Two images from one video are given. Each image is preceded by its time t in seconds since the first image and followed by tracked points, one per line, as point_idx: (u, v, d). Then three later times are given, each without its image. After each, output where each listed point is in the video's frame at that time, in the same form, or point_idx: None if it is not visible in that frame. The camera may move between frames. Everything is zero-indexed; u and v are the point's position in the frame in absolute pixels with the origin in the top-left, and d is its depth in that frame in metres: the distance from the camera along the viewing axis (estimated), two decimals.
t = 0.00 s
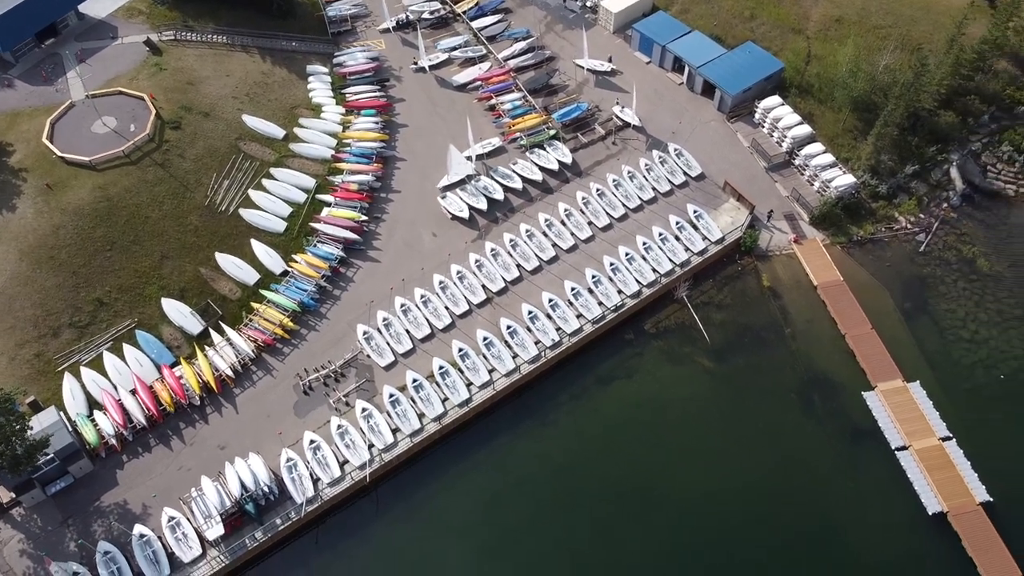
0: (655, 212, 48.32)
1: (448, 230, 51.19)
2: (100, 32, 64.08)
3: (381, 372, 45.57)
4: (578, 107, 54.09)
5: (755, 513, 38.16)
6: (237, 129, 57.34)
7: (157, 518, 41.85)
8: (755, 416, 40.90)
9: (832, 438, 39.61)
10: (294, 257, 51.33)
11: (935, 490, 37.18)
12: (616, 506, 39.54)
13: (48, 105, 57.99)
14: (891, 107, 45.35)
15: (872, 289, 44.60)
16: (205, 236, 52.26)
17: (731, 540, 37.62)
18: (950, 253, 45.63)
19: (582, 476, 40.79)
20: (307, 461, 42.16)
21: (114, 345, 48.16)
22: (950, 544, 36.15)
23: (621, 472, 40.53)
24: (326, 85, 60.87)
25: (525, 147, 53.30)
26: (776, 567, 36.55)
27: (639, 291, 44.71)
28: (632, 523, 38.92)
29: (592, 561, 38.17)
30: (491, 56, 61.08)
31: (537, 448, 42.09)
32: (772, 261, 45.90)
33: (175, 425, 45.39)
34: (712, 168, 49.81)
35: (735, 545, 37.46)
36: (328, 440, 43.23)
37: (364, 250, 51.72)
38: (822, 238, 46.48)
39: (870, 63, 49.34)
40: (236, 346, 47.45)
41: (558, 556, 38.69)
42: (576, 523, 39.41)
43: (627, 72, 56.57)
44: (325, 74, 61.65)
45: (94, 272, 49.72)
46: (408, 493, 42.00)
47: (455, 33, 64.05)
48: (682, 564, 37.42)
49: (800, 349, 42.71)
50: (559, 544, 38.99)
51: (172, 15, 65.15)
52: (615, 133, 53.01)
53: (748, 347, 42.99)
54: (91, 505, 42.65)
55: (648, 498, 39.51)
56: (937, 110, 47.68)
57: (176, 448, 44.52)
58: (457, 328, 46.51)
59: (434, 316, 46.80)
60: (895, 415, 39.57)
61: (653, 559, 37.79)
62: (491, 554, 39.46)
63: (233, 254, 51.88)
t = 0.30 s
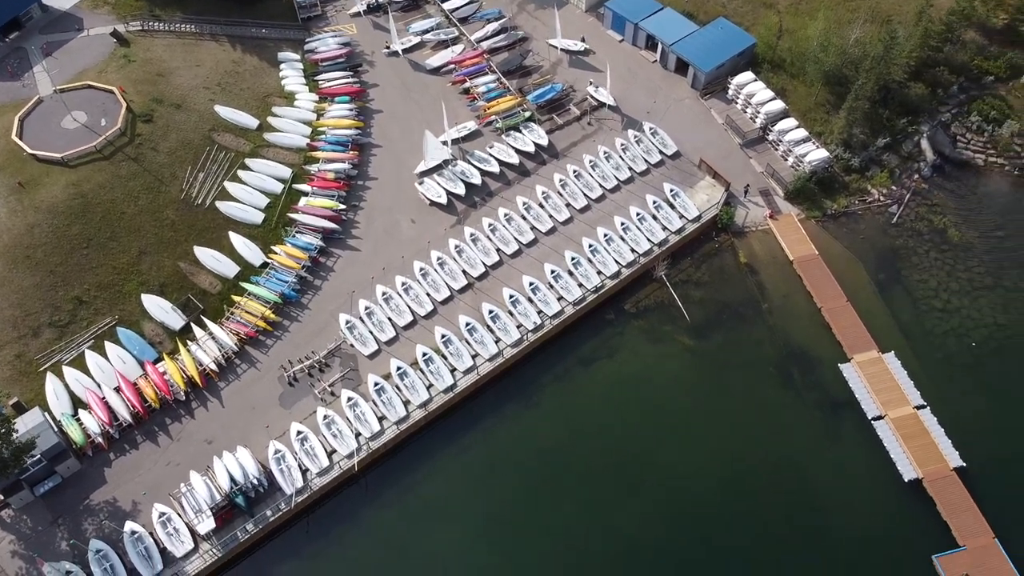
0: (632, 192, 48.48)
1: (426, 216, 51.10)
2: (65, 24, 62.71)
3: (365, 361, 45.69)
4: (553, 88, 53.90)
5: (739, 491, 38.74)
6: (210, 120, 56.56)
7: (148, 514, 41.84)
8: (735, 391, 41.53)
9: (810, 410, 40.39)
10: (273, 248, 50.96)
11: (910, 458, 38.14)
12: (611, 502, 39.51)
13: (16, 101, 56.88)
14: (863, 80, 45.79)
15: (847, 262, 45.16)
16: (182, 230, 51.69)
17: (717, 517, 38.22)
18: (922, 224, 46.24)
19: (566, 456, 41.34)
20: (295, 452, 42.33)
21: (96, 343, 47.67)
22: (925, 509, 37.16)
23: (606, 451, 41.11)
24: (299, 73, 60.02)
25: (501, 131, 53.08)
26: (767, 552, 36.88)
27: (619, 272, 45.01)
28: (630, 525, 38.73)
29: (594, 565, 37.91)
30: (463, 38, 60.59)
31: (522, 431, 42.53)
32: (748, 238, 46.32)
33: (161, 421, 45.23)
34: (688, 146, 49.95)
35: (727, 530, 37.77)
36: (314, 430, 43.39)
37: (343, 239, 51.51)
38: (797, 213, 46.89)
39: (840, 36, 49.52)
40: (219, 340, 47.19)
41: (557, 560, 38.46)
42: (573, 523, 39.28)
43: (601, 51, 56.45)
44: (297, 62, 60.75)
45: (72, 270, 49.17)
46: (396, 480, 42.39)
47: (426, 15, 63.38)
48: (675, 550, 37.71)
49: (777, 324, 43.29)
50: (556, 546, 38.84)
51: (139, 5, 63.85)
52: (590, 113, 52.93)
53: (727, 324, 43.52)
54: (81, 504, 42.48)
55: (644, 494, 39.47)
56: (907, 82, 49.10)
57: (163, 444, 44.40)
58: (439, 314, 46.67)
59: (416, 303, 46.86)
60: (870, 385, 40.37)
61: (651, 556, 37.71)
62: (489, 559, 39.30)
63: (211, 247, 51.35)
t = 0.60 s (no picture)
0: (607, 172, 48.57)
1: (403, 203, 50.92)
2: (27, 19, 61.30)
3: (348, 351, 45.67)
4: (525, 69, 53.65)
5: (720, 465, 39.47)
6: (180, 113, 55.68)
7: (138, 513, 41.58)
8: (714, 365, 42.12)
9: (787, 382, 41.13)
10: (250, 241, 50.27)
11: (885, 424, 39.00)
12: (610, 501, 39.42)
13: None
14: (831, 54, 45.76)
15: (820, 234, 45.66)
16: (158, 226, 50.92)
17: (700, 490, 38.96)
18: (892, 194, 46.82)
19: (550, 436, 41.83)
20: (282, 444, 42.34)
21: (76, 344, 46.80)
22: (900, 474, 38.13)
23: (589, 430, 41.64)
24: (268, 61, 58.89)
25: (475, 114, 52.82)
26: (749, 522, 37.71)
27: (597, 252, 45.26)
28: (631, 525, 38.54)
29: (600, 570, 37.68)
30: (433, 21, 60.02)
31: (505, 414, 42.92)
32: (723, 214, 46.71)
33: (147, 419, 44.73)
34: (661, 124, 50.04)
35: (710, 503, 38.52)
36: (301, 422, 43.40)
37: (320, 229, 51.14)
38: (770, 187, 47.29)
39: (808, 11, 49.95)
40: (201, 336, 46.60)
41: (562, 564, 38.22)
42: (573, 524, 39.12)
43: (572, 31, 56.30)
44: (266, 50, 59.61)
45: (48, 271, 48.44)
46: (384, 467, 42.68)
47: None
48: (660, 524, 38.42)
49: (753, 298, 43.84)
50: (558, 549, 38.66)
51: None
52: (563, 94, 52.81)
53: (704, 300, 44.01)
54: (70, 504, 42.12)
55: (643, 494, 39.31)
56: (873, 54, 49.57)
57: (151, 441, 43.98)
58: (420, 301, 46.72)
59: (396, 291, 46.81)
60: (845, 355, 41.12)
61: (641, 539, 38.14)
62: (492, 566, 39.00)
63: (189, 242, 50.50)
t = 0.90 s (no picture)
0: (579, 153, 48.65)
1: (377, 191, 50.68)
2: None
3: (329, 343, 45.59)
4: (493, 51, 53.46)
5: (701, 437, 40.24)
6: (146, 109, 54.60)
7: (128, 513, 41.42)
8: (691, 340, 42.72)
9: (763, 353, 41.86)
10: (225, 236, 49.55)
11: (858, 391, 39.86)
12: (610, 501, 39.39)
13: None
14: (795, 27, 45.85)
15: (790, 206, 46.10)
16: (130, 225, 49.99)
17: (682, 463, 39.74)
18: (860, 164, 47.35)
19: (534, 417, 42.27)
20: (268, 438, 42.24)
21: (55, 348, 46.11)
22: (874, 438, 39.08)
23: (571, 409, 42.15)
24: (233, 52, 57.76)
25: (445, 99, 52.55)
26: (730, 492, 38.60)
27: (572, 234, 45.45)
28: (631, 526, 38.57)
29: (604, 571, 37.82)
30: (398, 5, 59.32)
31: (488, 398, 43.24)
32: (694, 190, 47.02)
33: (131, 420, 44.30)
34: (631, 102, 50.08)
35: (693, 476, 39.32)
36: (285, 415, 43.30)
37: (295, 222, 50.65)
38: (740, 161, 47.65)
39: None
40: (181, 334, 46.08)
41: (560, 558, 38.44)
42: (567, 515, 39.37)
43: (538, 11, 56.09)
44: (230, 41, 58.32)
45: (21, 275, 47.50)
46: (370, 457, 42.89)
47: None
48: (645, 497, 39.18)
49: (727, 272, 44.35)
50: (547, 527, 39.28)
51: None
52: (531, 75, 52.60)
53: (679, 276, 44.46)
54: (58, 508, 41.74)
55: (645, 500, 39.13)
56: (839, 24, 49.12)
57: (136, 442, 43.61)
58: (398, 290, 46.74)
59: (374, 281, 46.73)
60: (818, 325, 41.82)
61: (627, 513, 38.91)
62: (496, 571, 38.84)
63: (162, 240, 49.70)
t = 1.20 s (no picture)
0: (552, 134, 48.69)
1: (352, 180, 50.40)
2: None
3: (312, 335, 45.49)
4: (461, 34, 53.25)
5: (683, 409, 41.02)
6: (114, 107, 53.27)
7: (120, 513, 41.31)
8: (669, 317, 43.37)
9: (740, 326, 42.62)
10: (201, 233, 48.94)
11: (834, 358, 40.58)
12: (607, 497, 39.42)
13: None
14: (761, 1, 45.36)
15: (762, 179, 46.51)
16: (105, 225, 49.08)
17: (665, 436, 40.50)
18: (829, 134, 47.74)
19: (518, 399, 42.73)
20: (255, 433, 42.15)
21: (35, 353, 45.41)
22: (849, 404, 40.05)
23: (555, 389, 42.67)
24: (199, 44, 56.40)
25: (416, 85, 52.32)
26: (713, 463, 39.46)
27: (548, 215, 45.60)
28: (618, 499, 39.29)
29: None
30: None
31: (472, 382, 43.61)
32: (667, 166, 47.28)
33: (116, 421, 43.99)
34: (601, 81, 50.10)
35: (676, 448, 40.13)
36: (272, 409, 43.17)
37: (271, 215, 50.11)
38: (712, 136, 47.91)
39: None
40: (162, 333, 45.64)
41: (549, 534, 39.06)
42: (555, 493, 40.01)
43: None
44: (195, 33, 56.92)
45: None
46: (357, 446, 43.04)
47: None
48: (630, 471, 39.85)
49: (703, 248, 44.88)
50: (536, 505, 39.84)
51: None
52: (501, 57, 52.43)
53: (655, 254, 44.93)
54: (49, 512, 41.42)
55: (637, 492, 39.32)
56: None
57: (123, 443, 43.36)
58: (378, 279, 46.64)
59: (353, 271, 46.60)
60: (793, 295, 42.44)
61: (614, 488, 39.60)
62: None
63: (137, 239, 49.04)
